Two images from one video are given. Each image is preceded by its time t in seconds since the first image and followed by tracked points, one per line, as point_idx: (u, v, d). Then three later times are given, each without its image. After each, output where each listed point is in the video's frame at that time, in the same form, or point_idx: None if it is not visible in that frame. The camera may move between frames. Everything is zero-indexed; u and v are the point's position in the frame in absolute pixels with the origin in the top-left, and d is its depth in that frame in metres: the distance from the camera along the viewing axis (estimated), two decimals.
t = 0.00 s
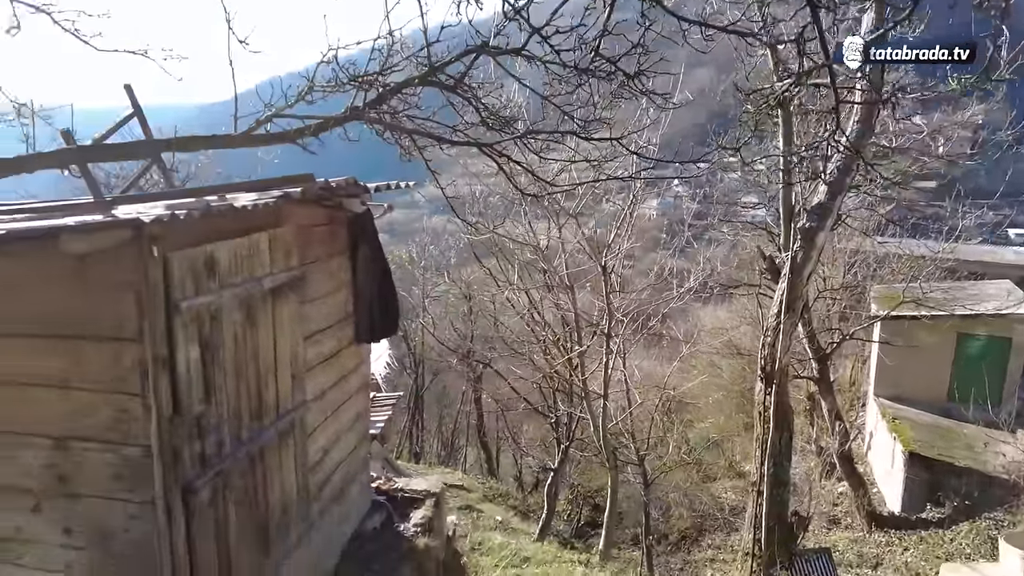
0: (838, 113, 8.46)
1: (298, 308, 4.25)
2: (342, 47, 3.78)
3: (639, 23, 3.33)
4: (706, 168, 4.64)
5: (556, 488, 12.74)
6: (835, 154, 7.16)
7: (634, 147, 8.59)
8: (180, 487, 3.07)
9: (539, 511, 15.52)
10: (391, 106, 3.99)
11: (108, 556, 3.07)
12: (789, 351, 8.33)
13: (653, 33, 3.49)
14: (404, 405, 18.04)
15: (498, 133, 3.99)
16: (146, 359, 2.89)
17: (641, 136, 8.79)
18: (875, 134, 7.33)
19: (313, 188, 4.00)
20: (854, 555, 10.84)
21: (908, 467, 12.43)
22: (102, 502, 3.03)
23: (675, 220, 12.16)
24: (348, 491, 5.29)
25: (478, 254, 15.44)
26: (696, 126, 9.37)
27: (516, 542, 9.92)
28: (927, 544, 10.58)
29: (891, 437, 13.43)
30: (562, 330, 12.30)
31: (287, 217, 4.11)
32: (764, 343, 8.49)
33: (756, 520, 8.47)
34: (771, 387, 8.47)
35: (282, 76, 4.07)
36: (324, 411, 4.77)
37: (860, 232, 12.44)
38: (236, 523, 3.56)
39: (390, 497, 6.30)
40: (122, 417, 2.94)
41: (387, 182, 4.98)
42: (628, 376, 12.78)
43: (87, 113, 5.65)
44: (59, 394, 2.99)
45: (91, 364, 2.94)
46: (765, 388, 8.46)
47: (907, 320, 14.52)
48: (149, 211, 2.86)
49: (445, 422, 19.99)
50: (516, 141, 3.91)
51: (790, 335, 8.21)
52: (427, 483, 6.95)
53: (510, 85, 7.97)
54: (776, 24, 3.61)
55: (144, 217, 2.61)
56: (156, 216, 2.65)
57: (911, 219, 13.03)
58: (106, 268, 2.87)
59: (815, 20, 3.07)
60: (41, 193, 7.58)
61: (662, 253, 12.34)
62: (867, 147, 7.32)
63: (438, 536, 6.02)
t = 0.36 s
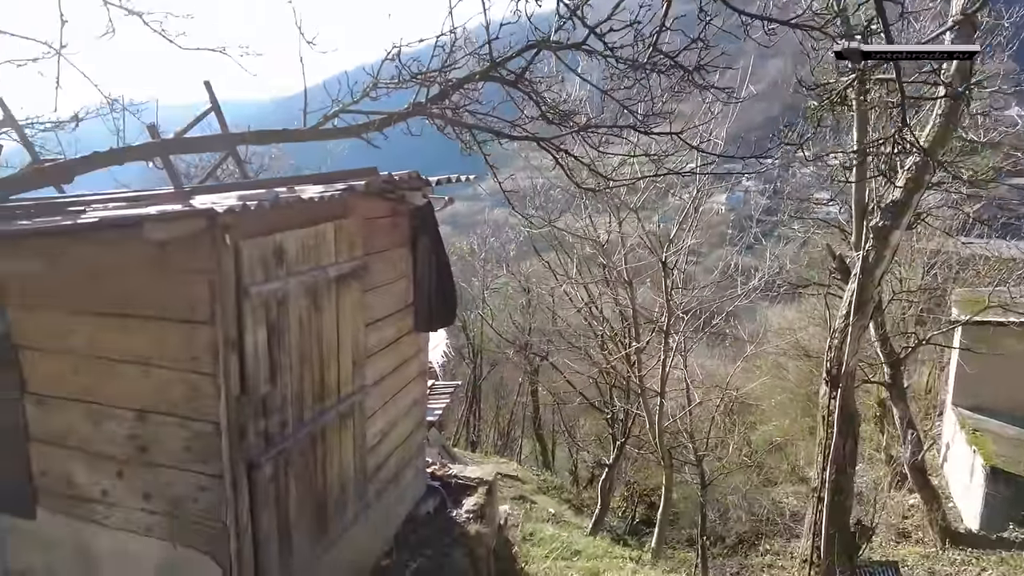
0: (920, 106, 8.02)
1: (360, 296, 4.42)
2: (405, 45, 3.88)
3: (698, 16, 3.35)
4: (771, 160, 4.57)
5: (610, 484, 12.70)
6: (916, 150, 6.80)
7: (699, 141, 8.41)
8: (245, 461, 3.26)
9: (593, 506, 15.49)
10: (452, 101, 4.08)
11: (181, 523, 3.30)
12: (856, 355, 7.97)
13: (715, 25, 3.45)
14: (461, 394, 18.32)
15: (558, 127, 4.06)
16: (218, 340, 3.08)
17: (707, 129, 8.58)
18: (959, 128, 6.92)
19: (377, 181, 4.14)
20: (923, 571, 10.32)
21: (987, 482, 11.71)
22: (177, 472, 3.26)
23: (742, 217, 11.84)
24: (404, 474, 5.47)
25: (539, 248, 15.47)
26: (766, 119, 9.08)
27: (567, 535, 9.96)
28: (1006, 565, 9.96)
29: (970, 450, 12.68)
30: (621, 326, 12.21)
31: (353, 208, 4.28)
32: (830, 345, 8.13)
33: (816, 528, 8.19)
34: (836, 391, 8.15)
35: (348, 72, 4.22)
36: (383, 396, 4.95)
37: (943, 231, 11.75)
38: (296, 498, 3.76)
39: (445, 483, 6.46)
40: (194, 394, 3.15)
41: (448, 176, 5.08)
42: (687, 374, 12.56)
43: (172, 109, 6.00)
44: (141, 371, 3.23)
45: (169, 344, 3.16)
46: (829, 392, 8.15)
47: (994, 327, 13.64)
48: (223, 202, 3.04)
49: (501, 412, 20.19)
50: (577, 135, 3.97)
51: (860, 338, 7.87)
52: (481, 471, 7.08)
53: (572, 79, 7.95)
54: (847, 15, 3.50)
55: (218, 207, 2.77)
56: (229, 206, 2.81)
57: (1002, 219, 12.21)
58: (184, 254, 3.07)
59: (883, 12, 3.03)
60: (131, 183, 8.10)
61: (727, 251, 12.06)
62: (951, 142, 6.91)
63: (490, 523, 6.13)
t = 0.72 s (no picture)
0: (981, 100, 7.66)
1: (400, 290, 4.50)
2: (445, 43, 3.90)
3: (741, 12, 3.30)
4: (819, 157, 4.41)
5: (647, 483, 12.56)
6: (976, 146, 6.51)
7: (744, 136, 8.23)
8: (286, 449, 3.36)
9: (629, 505, 15.35)
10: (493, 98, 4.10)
11: (225, 506, 3.43)
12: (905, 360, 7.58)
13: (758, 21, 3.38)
14: (499, 388, 18.40)
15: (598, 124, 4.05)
16: (261, 331, 3.18)
17: (753, 125, 8.39)
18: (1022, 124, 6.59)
19: (417, 177, 4.19)
20: None
21: None
22: (222, 458, 3.38)
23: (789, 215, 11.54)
24: (440, 466, 5.54)
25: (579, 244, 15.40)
26: (816, 114, 8.84)
27: (602, 533, 9.89)
28: None
29: None
30: (661, 324, 12.06)
31: (393, 204, 4.35)
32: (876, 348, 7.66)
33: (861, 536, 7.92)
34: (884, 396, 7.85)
35: (390, 70, 4.27)
36: (421, 389, 5.02)
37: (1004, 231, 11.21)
38: (335, 487, 3.86)
39: (480, 476, 6.52)
40: (239, 383, 3.26)
41: (488, 172, 5.11)
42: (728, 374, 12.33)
43: (222, 107, 6.23)
44: (188, 358, 3.36)
45: (215, 334, 3.27)
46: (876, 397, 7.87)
47: None
48: (268, 197, 3.13)
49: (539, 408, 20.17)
50: (618, 130, 3.95)
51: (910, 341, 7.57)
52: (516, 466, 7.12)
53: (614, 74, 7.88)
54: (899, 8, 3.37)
55: (262, 203, 2.86)
56: (273, 201, 2.90)
57: None
58: (230, 248, 3.18)
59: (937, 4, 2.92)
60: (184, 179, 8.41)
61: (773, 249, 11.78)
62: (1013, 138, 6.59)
63: (524, 518, 6.15)
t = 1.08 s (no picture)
0: None
1: (439, 288, 4.55)
2: (488, 43, 3.94)
3: (788, 10, 3.24)
4: (871, 159, 4.25)
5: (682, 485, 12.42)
6: None
7: (788, 135, 8.07)
8: (327, 442, 3.45)
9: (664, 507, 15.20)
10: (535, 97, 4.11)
11: (268, 496, 3.53)
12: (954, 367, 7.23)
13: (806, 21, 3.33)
14: (534, 386, 18.42)
15: (639, 123, 4.03)
16: (305, 326, 3.26)
17: (797, 124, 8.24)
18: None
19: (458, 176, 4.24)
20: None
21: None
22: (266, 449, 3.47)
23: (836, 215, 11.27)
24: (476, 463, 5.59)
25: (617, 243, 15.32)
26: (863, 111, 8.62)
27: (637, 534, 9.83)
28: None
29: None
30: (699, 326, 11.94)
31: (433, 202, 4.41)
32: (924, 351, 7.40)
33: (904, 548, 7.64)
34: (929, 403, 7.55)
35: (432, 70, 4.33)
36: (458, 385, 5.08)
37: None
38: (373, 480, 3.93)
39: (515, 474, 6.57)
40: (283, 376, 3.35)
41: (527, 171, 5.14)
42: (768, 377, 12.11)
43: (269, 105, 6.42)
44: (235, 351, 3.46)
45: (261, 328, 3.37)
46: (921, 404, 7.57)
47: None
48: (314, 196, 3.22)
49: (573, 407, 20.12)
50: (659, 130, 3.92)
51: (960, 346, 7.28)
52: (551, 464, 7.14)
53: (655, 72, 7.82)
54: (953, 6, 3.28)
55: (309, 201, 2.93)
56: (319, 200, 2.97)
57: None
58: (277, 244, 3.27)
59: None
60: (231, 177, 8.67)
61: (817, 250, 11.52)
62: None
63: (559, 516, 6.17)
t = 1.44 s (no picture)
0: None
1: (472, 287, 4.56)
2: (525, 43, 3.93)
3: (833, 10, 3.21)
4: (920, 159, 4.09)
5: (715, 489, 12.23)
6: None
7: (830, 135, 7.84)
8: (362, 438, 3.49)
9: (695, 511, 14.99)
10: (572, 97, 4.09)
11: (304, 490, 3.59)
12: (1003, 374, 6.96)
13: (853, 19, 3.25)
14: (565, 386, 18.35)
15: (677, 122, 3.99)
16: (342, 324, 3.30)
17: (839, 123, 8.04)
18: None
19: (493, 176, 4.25)
20: None
21: None
22: (303, 444, 3.53)
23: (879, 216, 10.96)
24: (507, 461, 5.60)
25: (652, 243, 15.17)
26: (909, 109, 8.33)
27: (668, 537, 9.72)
28: None
29: None
30: (735, 329, 11.76)
31: (469, 201, 4.43)
32: (970, 358, 7.14)
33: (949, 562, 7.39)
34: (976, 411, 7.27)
35: (469, 70, 4.34)
36: (490, 384, 5.09)
37: None
38: (406, 477, 3.97)
39: (546, 474, 6.56)
40: (321, 372, 3.40)
41: (561, 170, 5.12)
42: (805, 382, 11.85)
43: (306, 103, 6.47)
44: (274, 347, 3.53)
45: (300, 326, 3.43)
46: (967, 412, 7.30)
47: None
48: (352, 196, 3.27)
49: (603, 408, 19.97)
50: (697, 130, 3.88)
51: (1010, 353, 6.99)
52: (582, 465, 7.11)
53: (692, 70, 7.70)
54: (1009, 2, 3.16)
55: (347, 201, 2.98)
56: (357, 200, 3.02)
57: None
58: (316, 243, 3.33)
59: None
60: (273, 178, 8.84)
61: (858, 252, 11.22)
62: None
63: (589, 517, 6.14)
